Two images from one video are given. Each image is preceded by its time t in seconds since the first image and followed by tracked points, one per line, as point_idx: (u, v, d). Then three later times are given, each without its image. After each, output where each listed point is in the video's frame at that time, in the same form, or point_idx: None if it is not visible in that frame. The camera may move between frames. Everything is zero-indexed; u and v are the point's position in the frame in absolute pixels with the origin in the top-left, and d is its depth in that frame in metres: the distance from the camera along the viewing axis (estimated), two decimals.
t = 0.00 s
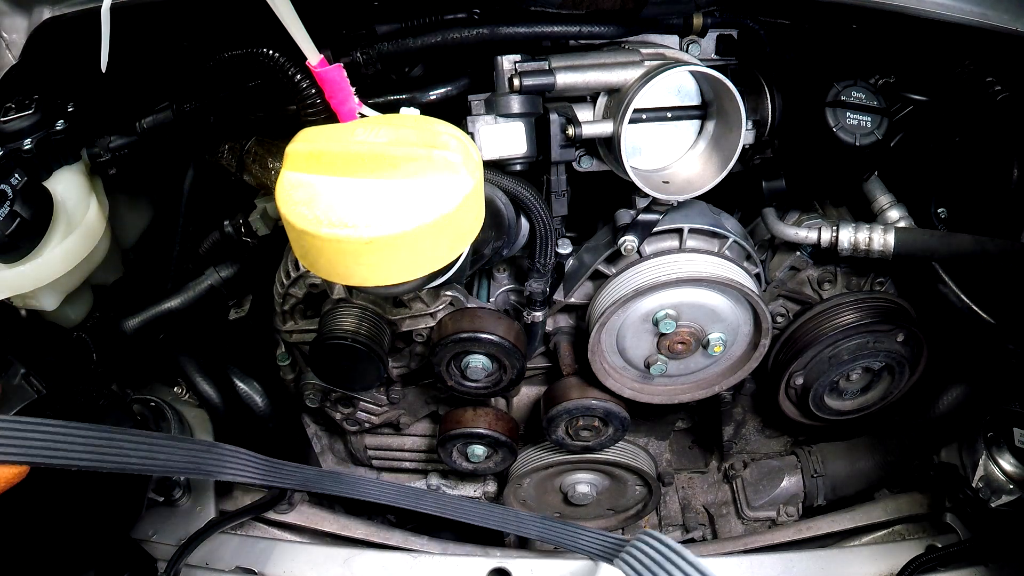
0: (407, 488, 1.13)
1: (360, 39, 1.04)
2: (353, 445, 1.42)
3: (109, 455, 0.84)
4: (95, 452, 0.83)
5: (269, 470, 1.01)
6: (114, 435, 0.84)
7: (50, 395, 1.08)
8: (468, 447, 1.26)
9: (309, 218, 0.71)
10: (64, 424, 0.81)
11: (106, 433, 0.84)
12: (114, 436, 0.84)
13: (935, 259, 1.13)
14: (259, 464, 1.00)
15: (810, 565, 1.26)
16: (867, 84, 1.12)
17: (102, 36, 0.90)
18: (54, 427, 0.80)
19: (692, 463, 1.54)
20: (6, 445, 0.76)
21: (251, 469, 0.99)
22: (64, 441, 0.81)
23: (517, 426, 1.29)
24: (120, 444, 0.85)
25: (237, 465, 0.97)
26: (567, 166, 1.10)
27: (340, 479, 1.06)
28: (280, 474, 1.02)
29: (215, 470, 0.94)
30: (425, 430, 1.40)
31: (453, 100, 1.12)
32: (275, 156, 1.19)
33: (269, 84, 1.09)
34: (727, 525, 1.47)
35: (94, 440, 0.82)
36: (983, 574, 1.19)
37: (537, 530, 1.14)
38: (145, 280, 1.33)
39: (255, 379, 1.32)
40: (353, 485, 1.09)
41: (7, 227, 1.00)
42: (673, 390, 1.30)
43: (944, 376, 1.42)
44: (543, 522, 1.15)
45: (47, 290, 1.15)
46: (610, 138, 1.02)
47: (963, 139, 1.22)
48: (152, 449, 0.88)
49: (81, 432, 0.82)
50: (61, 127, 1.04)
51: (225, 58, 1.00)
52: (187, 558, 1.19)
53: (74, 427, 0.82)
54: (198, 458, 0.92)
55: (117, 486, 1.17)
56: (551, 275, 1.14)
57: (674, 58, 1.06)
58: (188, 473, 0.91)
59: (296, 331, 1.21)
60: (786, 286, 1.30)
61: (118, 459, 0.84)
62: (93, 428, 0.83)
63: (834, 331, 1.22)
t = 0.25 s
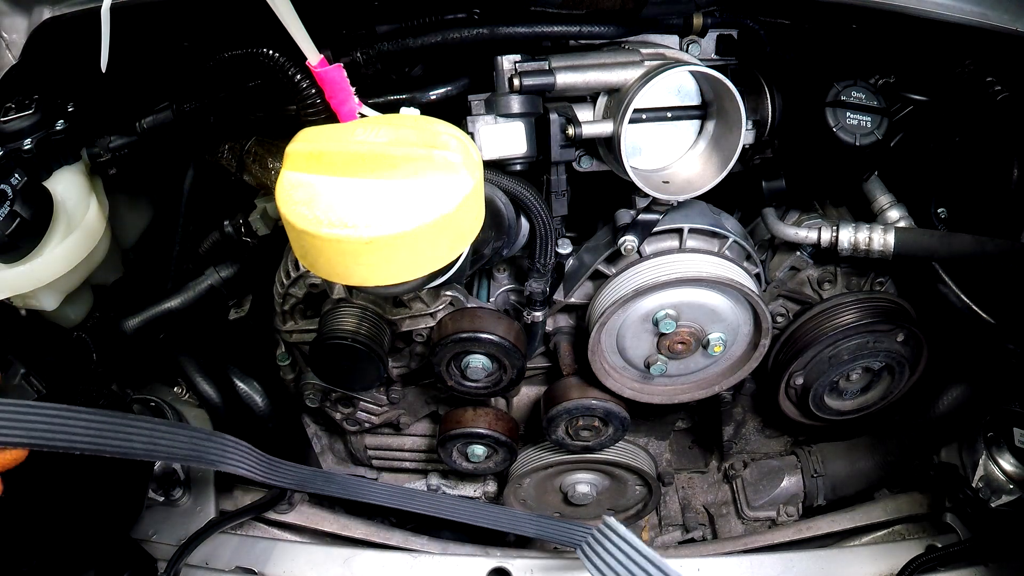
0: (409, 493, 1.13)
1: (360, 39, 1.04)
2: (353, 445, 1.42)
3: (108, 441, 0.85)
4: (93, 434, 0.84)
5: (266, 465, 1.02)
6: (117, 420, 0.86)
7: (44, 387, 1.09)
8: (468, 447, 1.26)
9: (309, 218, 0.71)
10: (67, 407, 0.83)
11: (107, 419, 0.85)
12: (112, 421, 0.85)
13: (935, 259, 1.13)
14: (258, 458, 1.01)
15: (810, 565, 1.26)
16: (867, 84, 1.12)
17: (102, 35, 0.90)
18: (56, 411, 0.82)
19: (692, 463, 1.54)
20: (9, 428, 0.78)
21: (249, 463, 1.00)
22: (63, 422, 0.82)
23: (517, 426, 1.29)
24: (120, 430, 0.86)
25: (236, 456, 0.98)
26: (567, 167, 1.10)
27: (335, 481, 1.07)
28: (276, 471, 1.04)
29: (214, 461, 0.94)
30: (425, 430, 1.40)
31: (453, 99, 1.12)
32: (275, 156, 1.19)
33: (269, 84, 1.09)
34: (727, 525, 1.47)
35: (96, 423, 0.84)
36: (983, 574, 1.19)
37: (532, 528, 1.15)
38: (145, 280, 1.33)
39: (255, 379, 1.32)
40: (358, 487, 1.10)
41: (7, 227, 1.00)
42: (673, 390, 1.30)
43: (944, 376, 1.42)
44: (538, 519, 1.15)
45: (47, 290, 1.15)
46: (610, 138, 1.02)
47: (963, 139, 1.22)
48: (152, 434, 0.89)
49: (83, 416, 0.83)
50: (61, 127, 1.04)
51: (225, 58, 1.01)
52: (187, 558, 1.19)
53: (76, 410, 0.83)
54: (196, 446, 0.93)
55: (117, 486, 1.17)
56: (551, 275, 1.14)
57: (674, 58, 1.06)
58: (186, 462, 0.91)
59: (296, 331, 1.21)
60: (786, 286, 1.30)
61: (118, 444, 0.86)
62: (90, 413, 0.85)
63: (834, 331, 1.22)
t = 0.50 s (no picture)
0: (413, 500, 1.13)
1: (360, 39, 1.04)
2: (353, 445, 1.42)
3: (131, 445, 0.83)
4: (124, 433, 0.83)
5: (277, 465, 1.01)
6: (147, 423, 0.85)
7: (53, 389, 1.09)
8: (468, 447, 1.26)
9: (309, 218, 0.71)
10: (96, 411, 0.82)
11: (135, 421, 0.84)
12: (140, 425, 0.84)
13: (935, 259, 1.13)
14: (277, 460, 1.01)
15: (810, 565, 1.26)
16: (867, 84, 1.12)
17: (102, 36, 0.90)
18: (83, 415, 0.81)
19: (692, 463, 1.54)
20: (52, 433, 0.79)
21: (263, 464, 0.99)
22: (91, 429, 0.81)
23: (517, 426, 1.29)
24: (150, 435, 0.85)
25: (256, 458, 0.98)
26: (567, 167, 1.10)
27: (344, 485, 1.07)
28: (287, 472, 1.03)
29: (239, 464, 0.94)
30: (426, 430, 1.40)
31: (454, 100, 1.12)
32: (275, 156, 1.19)
33: (270, 84, 1.09)
34: (727, 525, 1.47)
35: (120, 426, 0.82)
36: (983, 574, 1.19)
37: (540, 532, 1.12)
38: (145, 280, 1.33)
39: (255, 379, 1.32)
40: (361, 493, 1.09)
41: (7, 226, 1.00)
42: (673, 390, 1.30)
43: (944, 376, 1.42)
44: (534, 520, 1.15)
45: (47, 290, 1.15)
46: (610, 138, 1.02)
47: (962, 139, 1.22)
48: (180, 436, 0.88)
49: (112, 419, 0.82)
50: (61, 127, 1.04)
51: (225, 58, 1.00)
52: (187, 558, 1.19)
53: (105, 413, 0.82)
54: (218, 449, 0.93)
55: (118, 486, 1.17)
56: (551, 275, 1.14)
57: (674, 57, 1.06)
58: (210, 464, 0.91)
59: (296, 331, 1.21)
60: (786, 286, 1.30)
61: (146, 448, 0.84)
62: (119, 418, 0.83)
63: (834, 331, 1.22)
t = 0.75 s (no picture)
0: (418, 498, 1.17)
1: (361, 39, 1.04)
2: (353, 445, 1.42)
3: (143, 484, 0.88)
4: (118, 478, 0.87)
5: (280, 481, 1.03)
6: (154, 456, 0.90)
7: (48, 402, 1.14)
8: (468, 447, 1.26)
9: (309, 218, 0.71)
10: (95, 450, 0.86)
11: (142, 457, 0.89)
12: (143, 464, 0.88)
13: (935, 259, 1.13)
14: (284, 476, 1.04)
15: (810, 565, 1.26)
16: (867, 84, 1.12)
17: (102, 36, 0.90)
18: (108, 454, 0.86)
19: (692, 463, 1.54)
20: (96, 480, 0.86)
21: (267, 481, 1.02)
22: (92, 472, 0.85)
23: (517, 426, 1.29)
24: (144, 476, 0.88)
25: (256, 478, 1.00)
26: (567, 166, 1.10)
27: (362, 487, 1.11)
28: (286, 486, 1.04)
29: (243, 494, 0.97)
30: (426, 430, 1.40)
31: (454, 100, 1.12)
32: (275, 156, 1.19)
33: (269, 84, 1.09)
34: (727, 525, 1.47)
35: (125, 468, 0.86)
36: (982, 574, 1.19)
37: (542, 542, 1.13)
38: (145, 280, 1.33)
39: (255, 379, 1.32)
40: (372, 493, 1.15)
41: (7, 226, 1.00)
42: (673, 390, 1.30)
43: (944, 375, 1.42)
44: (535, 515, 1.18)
45: (47, 290, 1.15)
46: (610, 138, 1.02)
47: (963, 139, 1.22)
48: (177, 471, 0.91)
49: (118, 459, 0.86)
50: (61, 128, 1.04)
51: (225, 58, 1.00)
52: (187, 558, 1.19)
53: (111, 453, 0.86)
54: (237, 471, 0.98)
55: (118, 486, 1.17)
56: (551, 275, 1.14)
57: (674, 57, 1.06)
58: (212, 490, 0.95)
59: (296, 331, 1.21)
60: (786, 286, 1.30)
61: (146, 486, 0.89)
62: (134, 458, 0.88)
63: (834, 331, 1.22)
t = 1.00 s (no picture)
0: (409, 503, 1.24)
1: (361, 39, 1.04)
2: (353, 445, 1.42)
3: (164, 498, 0.91)
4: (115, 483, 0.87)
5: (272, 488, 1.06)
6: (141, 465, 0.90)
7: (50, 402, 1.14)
8: (468, 447, 1.26)
9: (309, 218, 0.71)
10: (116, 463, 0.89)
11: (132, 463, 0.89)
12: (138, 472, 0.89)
13: (935, 259, 1.13)
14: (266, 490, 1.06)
15: (810, 565, 1.26)
16: (867, 84, 1.12)
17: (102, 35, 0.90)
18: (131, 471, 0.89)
19: (692, 463, 1.54)
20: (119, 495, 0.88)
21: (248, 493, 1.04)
22: (88, 479, 0.86)
23: (517, 426, 1.29)
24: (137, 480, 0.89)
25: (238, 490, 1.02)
26: (567, 167, 1.10)
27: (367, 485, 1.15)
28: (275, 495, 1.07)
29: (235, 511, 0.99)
30: (426, 430, 1.40)
31: (454, 100, 1.12)
32: (275, 156, 1.19)
33: (269, 84, 1.09)
34: (727, 525, 1.47)
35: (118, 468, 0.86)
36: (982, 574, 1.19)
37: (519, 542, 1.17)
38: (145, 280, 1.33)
39: (255, 379, 1.34)
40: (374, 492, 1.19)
41: (7, 226, 1.00)
42: (673, 390, 1.30)
43: (944, 375, 1.42)
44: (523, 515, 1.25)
45: (47, 290, 1.15)
46: (610, 138, 1.02)
47: (962, 139, 1.22)
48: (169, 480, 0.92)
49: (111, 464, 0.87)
50: (61, 127, 1.04)
51: (225, 58, 1.00)
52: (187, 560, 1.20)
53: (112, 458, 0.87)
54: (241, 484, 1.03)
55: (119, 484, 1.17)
56: (551, 275, 1.14)
57: (674, 57, 1.06)
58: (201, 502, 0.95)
59: (296, 331, 1.21)
60: (786, 286, 1.30)
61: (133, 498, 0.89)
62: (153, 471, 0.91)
63: (834, 331, 1.22)
